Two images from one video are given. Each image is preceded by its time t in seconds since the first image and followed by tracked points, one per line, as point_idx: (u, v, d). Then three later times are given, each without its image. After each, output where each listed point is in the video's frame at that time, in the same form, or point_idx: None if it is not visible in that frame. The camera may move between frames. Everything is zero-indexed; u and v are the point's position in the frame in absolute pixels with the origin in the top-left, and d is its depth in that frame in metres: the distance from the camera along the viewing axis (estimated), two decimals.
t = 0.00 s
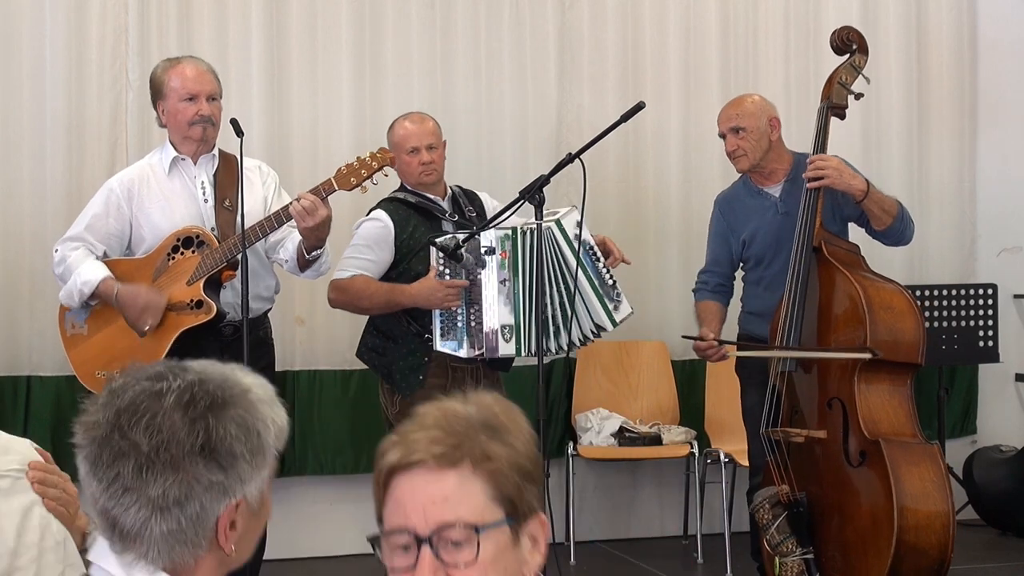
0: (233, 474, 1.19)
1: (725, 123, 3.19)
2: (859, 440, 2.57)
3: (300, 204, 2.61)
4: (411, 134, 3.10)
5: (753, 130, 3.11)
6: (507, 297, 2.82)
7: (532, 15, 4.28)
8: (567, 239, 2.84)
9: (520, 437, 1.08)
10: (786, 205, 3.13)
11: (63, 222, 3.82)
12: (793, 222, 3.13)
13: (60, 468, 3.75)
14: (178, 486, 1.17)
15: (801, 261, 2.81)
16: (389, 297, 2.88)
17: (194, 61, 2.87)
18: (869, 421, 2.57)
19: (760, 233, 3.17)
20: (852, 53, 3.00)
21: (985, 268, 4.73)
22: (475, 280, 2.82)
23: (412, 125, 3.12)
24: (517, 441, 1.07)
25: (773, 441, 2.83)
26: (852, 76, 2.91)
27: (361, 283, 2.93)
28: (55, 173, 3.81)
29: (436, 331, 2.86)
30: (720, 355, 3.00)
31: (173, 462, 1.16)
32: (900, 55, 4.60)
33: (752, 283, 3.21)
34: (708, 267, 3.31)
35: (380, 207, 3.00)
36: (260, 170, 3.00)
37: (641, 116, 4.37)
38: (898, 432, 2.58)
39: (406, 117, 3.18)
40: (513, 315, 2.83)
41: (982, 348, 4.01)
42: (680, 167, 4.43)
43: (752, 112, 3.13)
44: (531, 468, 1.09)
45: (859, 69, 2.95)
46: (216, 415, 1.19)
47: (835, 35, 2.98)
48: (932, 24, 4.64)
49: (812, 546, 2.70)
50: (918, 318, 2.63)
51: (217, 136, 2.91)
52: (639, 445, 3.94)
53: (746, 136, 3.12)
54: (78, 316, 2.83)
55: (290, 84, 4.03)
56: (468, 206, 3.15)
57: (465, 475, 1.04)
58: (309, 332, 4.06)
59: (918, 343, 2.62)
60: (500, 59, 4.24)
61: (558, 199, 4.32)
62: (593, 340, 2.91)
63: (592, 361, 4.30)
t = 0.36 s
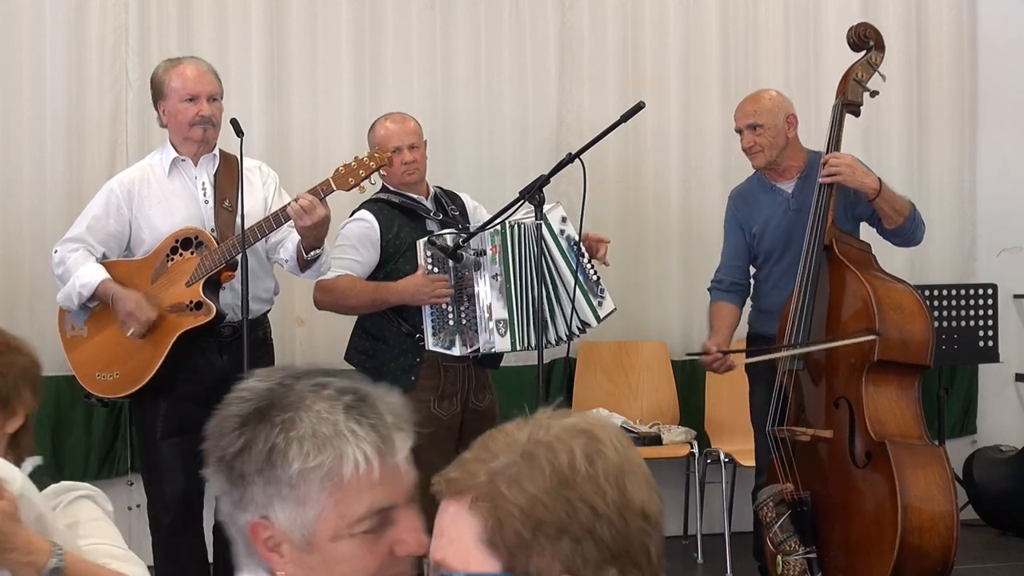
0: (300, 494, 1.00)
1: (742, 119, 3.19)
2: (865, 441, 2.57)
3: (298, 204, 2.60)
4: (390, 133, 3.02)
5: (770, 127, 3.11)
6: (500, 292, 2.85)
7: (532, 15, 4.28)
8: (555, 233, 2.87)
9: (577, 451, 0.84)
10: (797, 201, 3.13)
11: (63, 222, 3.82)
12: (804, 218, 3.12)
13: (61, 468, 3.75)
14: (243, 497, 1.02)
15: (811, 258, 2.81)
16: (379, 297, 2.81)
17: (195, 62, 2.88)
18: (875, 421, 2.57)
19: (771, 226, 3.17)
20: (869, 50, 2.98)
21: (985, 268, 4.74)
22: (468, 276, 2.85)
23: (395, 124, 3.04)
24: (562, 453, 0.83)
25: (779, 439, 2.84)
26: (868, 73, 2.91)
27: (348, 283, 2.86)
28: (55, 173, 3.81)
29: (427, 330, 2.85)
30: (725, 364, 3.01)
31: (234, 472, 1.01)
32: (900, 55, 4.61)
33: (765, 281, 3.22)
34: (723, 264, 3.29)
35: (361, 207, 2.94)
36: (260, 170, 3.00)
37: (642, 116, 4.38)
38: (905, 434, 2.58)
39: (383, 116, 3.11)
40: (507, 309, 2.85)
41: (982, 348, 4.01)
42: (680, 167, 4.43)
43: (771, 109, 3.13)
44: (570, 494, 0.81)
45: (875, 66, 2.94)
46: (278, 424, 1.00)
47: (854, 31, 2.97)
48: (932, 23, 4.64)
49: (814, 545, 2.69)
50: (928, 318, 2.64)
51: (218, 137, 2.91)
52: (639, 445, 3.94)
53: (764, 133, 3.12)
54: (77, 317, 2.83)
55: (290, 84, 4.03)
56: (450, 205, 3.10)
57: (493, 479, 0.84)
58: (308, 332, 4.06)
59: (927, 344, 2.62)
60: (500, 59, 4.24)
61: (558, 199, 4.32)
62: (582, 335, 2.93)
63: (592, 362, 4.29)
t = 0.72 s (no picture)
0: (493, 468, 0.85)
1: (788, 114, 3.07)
2: (869, 443, 2.58)
3: (300, 205, 2.61)
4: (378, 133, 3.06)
5: (816, 121, 3.08)
6: (496, 289, 2.85)
7: (532, 15, 4.28)
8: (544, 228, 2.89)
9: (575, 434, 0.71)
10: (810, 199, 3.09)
11: (64, 223, 3.81)
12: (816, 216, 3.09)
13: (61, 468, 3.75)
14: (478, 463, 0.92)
15: (825, 255, 2.82)
16: (376, 300, 2.80)
17: (195, 61, 2.87)
18: (880, 423, 2.57)
19: (783, 223, 3.15)
20: (891, 40, 3.00)
21: (985, 268, 4.74)
22: (461, 275, 2.85)
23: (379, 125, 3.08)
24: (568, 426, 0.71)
25: (784, 438, 2.86)
26: (889, 65, 2.91)
27: (343, 285, 2.83)
28: (55, 173, 3.81)
29: (422, 330, 2.84)
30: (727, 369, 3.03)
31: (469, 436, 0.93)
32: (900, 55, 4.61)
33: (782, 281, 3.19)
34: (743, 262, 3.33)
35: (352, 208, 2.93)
36: (260, 170, 3.00)
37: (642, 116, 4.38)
38: (911, 438, 2.58)
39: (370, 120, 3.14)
40: (503, 307, 2.86)
41: (982, 348, 4.01)
42: (680, 167, 4.43)
43: (812, 103, 3.10)
44: (484, 492, 0.70)
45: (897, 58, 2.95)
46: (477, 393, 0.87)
47: (875, 22, 2.98)
48: (932, 24, 4.64)
49: (817, 545, 2.70)
50: (938, 319, 2.64)
51: (218, 136, 2.91)
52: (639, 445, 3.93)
53: (812, 128, 3.08)
54: (79, 315, 2.83)
55: (290, 85, 4.03)
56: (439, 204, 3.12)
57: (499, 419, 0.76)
58: (308, 332, 4.06)
59: (938, 344, 2.62)
60: (500, 59, 4.24)
61: (558, 199, 4.32)
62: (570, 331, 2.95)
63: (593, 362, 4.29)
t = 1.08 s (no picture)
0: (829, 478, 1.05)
1: (795, 120, 3.06)
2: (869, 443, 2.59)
3: (299, 204, 2.61)
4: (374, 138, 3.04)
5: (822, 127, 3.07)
6: (497, 290, 2.87)
7: (532, 14, 4.28)
8: (542, 228, 2.87)
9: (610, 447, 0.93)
10: (819, 205, 3.09)
11: (64, 222, 3.81)
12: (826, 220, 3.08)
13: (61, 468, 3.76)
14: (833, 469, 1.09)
15: (833, 254, 2.77)
16: (377, 304, 2.79)
17: (195, 62, 2.87)
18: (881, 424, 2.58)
19: (794, 226, 3.15)
20: (908, 40, 2.98)
21: (985, 269, 4.73)
22: (461, 276, 2.86)
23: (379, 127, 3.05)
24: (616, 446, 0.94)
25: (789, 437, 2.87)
26: (905, 64, 2.91)
27: (344, 290, 2.81)
28: (55, 173, 3.80)
29: (422, 331, 2.84)
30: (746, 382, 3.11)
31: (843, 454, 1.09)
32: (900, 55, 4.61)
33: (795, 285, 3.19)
34: (752, 272, 3.33)
35: (350, 210, 2.91)
36: (261, 170, 3.00)
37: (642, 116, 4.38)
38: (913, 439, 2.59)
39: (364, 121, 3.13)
40: (503, 309, 2.87)
41: (982, 348, 4.00)
42: (681, 167, 4.43)
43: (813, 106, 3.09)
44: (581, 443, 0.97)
45: (913, 57, 2.94)
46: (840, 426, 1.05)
47: (892, 22, 2.96)
48: (931, 24, 4.64)
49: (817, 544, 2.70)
50: (942, 320, 2.65)
51: (218, 136, 2.91)
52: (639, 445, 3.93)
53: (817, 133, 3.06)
54: (79, 316, 2.83)
55: (290, 85, 4.03)
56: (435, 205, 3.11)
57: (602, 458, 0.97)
58: (308, 332, 4.05)
59: (940, 346, 2.63)
60: (500, 59, 4.24)
61: (558, 199, 4.32)
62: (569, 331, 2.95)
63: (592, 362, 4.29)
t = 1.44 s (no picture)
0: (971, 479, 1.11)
1: (792, 127, 3.06)
2: (867, 442, 2.58)
3: (301, 201, 2.61)
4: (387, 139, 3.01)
5: (821, 135, 3.03)
6: (497, 288, 2.87)
7: (532, 15, 4.28)
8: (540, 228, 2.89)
9: (662, 423, 0.90)
10: (829, 206, 3.09)
11: (64, 222, 3.81)
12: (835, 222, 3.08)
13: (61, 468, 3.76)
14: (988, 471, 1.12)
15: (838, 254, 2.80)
16: (378, 299, 2.79)
17: (196, 61, 2.87)
18: (880, 423, 2.57)
19: (802, 226, 3.16)
20: (918, 41, 2.98)
21: (985, 269, 4.73)
22: (460, 276, 2.86)
23: (396, 128, 3.02)
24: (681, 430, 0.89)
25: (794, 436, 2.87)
26: (914, 65, 2.91)
27: (347, 287, 2.81)
28: (55, 173, 3.80)
29: (423, 331, 2.83)
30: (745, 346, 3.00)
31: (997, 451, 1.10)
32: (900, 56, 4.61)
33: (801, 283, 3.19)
34: (756, 257, 3.34)
35: (350, 210, 2.92)
36: (262, 171, 3.00)
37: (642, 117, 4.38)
38: (913, 438, 2.59)
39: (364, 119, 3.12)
40: (505, 306, 2.87)
41: (982, 348, 4.01)
42: (681, 167, 4.43)
43: (823, 115, 3.04)
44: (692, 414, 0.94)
45: (923, 57, 2.93)
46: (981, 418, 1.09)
47: (903, 22, 2.96)
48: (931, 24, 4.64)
49: (818, 543, 2.70)
50: (944, 322, 2.64)
51: (220, 137, 2.91)
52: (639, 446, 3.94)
53: (816, 141, 3.04)
54: (80, 316, 2.83)
55: (290, 85, 4.02)
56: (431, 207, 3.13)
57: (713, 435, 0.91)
58: (308, 332, 4.05)
59: (941, 348, 2.63)
60: (500, 59, 4.24)
61: (558, 199, 4.32)
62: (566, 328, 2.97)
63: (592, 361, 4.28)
